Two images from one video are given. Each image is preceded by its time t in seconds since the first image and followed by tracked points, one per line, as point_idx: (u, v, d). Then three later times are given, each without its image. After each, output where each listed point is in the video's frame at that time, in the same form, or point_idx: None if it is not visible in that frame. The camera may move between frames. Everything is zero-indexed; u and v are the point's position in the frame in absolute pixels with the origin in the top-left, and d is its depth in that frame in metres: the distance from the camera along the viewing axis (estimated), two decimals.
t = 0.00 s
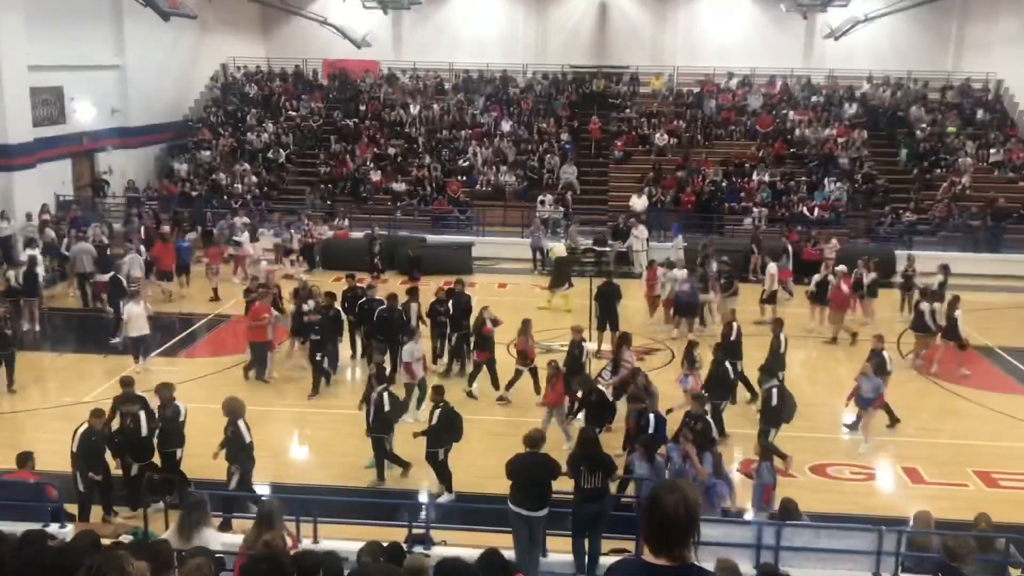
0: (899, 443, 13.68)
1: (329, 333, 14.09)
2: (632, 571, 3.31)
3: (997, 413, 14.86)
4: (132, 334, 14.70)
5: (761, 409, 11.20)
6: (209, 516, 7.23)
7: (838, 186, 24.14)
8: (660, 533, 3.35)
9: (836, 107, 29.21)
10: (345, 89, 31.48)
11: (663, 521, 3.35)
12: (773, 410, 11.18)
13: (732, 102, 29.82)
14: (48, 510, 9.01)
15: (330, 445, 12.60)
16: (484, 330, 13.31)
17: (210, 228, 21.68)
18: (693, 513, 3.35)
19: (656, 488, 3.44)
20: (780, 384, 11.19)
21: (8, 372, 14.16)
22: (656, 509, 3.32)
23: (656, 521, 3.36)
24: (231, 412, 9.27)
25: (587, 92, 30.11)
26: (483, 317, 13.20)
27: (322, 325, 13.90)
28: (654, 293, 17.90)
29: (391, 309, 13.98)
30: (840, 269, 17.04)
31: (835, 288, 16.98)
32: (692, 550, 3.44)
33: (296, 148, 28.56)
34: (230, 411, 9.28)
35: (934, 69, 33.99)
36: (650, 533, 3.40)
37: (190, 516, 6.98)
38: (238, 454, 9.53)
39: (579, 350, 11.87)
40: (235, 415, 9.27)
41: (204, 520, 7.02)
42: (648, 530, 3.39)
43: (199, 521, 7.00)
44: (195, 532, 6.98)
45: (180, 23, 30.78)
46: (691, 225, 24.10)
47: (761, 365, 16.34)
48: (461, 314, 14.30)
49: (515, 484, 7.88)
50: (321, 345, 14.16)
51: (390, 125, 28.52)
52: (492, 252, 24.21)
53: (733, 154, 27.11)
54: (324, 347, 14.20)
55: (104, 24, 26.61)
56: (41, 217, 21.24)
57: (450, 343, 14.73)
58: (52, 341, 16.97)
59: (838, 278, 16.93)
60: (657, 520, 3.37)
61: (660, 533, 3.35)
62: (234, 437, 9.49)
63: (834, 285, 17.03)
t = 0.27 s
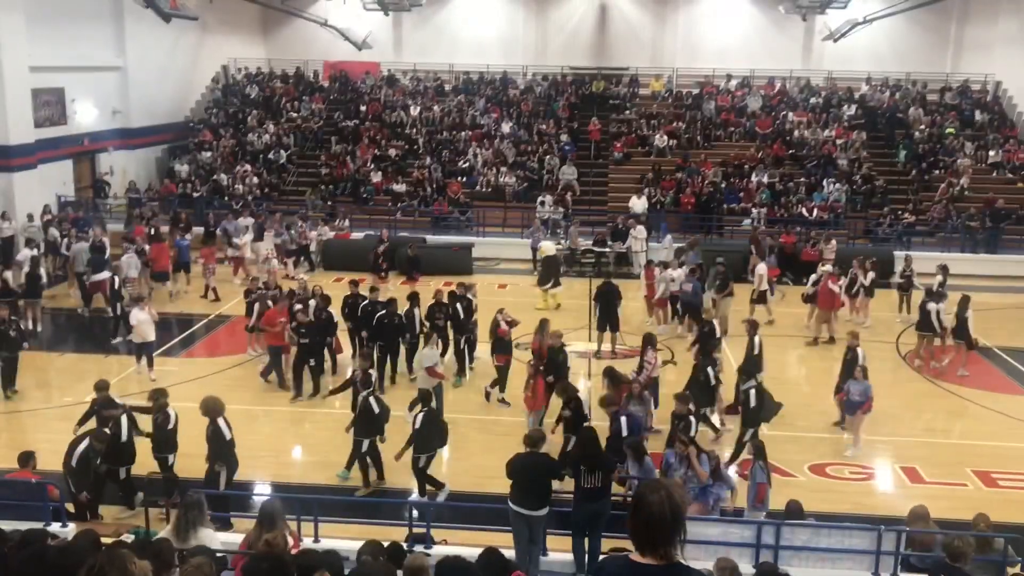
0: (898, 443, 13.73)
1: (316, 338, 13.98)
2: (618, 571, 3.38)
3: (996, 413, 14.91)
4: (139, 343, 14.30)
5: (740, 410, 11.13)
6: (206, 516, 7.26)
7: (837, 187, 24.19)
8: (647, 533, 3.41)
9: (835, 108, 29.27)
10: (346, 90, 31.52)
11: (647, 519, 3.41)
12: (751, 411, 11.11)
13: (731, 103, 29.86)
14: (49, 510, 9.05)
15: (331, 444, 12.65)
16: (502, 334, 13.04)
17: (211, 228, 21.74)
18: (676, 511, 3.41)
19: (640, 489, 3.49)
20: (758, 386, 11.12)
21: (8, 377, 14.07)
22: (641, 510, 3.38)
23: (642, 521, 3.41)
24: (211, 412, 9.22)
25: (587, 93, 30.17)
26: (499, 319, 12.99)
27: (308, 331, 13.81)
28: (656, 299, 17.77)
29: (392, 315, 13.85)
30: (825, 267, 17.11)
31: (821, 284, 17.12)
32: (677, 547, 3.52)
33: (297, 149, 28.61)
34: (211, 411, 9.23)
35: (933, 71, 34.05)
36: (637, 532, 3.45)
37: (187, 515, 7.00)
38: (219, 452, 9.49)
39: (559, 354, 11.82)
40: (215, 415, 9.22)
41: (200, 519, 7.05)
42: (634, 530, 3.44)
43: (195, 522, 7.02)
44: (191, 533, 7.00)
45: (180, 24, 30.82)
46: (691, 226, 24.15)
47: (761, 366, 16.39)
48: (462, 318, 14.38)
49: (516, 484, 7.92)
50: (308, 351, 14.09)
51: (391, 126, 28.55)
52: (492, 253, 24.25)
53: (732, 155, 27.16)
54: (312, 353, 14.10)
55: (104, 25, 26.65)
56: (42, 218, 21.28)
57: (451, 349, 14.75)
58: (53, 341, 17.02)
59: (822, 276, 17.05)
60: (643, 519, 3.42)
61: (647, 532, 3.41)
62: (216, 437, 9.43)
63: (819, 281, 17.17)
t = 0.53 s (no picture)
0: (898, 443, 13.76)
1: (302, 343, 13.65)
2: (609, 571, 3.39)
3: (995, 413, 14.95)
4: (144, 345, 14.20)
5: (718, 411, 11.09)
6: (203, 517, 7.27)
7: (837, 188, 24.22)
8: (637, 534, 3.42)
9: (835, 108, 29.31)
10: (346, 90, 31.55)
11: (637, 519, 3.43)
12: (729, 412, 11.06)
13: (731, 103, 29.88)
14: (50, 510, 9.08)
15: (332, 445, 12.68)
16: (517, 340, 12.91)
17: (211, 228, 21.77)
18: (667, 512, 3.43)
19: (631, 490, 3.51)
20: (736, 387, 11.06)
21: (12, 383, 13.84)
22: (632, 510, 3.40)
23: (633, 521, 3.42)
24: (197, 411, 9.21)
25: (587, 94, 30.21)
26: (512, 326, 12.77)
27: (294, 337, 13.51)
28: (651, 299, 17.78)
29: (392, 318, 13.89)
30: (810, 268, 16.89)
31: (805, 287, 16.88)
32: (669, 547, 3.53)
33: (297, 149, 28.65)
34: (197, 410, 9.21)
35: (933, 71, 34.09)
36: (627, 533, 3.46)
37: (184, 515, 6.99)
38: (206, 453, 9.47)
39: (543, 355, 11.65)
40: (201, 413, 9.20)
41: (197, 519, 7.04)
42: (624, 531, 3.45)
43: (192, 523, 7.03)
44: (188, 534, 7.01)
45: (180, 24, 30.84)
46: (691, 226, 24.18)
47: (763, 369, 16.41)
48: (463, 323, 14.11)
49: (516, 484, 7.95)
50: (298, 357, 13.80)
51: (391, 127, 28.57)
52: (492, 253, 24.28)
53: (732, 155, 27.18)
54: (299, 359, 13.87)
55: (104, 25, 26.67)
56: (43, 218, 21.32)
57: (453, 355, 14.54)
58: (55, 341, 17.05)
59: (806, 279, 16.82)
60: (634, 520, 3.44)
61: (637, 533, 3.43)
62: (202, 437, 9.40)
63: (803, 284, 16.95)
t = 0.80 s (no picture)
0: (898, 443, 13.75)
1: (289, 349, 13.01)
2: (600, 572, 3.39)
3: (995, 413, 14.95)
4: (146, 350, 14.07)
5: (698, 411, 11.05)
6: (200, 517, 7.27)
7: (837, 188, 24.21)
8: (629, 534, 3.42)
9: (835, 109, 29.29)
10: (346, 91, 31.56)
11: (628, 518, 3.43)
12: (705, 412, 11.04)
13: (731, 104, 29.87)
14: (50, 510, 9.08)
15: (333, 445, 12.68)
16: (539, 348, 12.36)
17: (212, 229, 21.78)
18: (659, 513, 3.43)
19: (622, 491, 3.51)
20: (714, 386, 11.04)
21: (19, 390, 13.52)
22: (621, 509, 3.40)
23: (623, 522, 3.43)
24: (187, 412, 9.25)
25: (587, 94, 30.21)
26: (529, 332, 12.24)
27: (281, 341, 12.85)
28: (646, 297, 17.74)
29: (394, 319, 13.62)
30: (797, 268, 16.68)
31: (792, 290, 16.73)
32: (660, 548, 3.53)
33: (297, 149, 28.65)
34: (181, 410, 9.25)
35: (933, 71, 34.10)
36: (618, 534, 3.46)
37: (180, 516, 6.95)
38: (192, 455, 9.42)
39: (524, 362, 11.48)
40: (185, 413, 9.21)
41: (192, 519, 7.00)
42: (614, 531, 3.46)
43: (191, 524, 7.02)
44: (187, 535, 6.99)
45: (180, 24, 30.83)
46: (691, 226, 24.17)
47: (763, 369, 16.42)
48: (467, 328, 13.81)
49: (515, 484, 7.95)
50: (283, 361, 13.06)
51: (391, 127, 28.56)
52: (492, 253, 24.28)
53: (732, 155, 27.17)
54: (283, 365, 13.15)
55: (105, 25, 26.67)
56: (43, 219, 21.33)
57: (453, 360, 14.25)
58: (55, 341, 17.06)
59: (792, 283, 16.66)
60: (624, 520, 3.44)
61: (628, 534, 3.42)
62: (186, 437, 9.38)
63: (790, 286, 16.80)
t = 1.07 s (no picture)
0: (898, 444, 13.74)
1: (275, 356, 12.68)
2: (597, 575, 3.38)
3: (995, 414, 14.94)
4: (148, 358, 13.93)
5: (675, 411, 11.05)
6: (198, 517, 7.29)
7: (836, 188, 24.22)
8: (625, 537, 3.41)
9: (835, 108, 29.28)
10: (346, 91, 31.56)
11: (625, 519, 3.42)
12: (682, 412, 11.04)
13: (731, 104, 29.84)
14: (49, 510, 9.08)
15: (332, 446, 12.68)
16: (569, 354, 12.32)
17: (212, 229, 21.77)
18: (656, 514, 3.42)
19: (618, 492, 3.49)
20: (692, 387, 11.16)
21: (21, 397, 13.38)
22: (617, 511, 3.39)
23: (620, 524, 3.41)
24: (186, 419, 9.31)
25: (587, 94, 30.20)
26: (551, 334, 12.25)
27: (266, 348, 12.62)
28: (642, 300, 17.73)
29: (399, 324, 13.48)
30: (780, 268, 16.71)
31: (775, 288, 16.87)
32: (659, 549, 3.52)
33: (297, 149, 28.64)
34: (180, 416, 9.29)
35: (933, 71, 34.10)
36: (615, 535, 3.45)
37: (178, 515, 6.85)
38: (189, 464, 9.42)
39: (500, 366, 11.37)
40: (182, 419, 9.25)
41: (191, 521, 6.90)
42: (612, 533, 3.45)
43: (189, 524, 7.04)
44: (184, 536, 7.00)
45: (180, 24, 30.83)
46: (691, 226, 24.16)
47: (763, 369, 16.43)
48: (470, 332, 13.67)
49: (515, 485, 7.94)
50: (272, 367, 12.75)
51: (390, 127, 28.56)
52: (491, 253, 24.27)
53: (732, 155, 27.16)
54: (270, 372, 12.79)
55: (104, 25, 26.67)
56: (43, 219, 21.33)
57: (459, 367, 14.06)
58: (55, 341, 17.05)
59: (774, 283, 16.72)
60: (620, 521, 3.43)
61: (624, 535, 3.41)
62: (184, 443, 9.38)
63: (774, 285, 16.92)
